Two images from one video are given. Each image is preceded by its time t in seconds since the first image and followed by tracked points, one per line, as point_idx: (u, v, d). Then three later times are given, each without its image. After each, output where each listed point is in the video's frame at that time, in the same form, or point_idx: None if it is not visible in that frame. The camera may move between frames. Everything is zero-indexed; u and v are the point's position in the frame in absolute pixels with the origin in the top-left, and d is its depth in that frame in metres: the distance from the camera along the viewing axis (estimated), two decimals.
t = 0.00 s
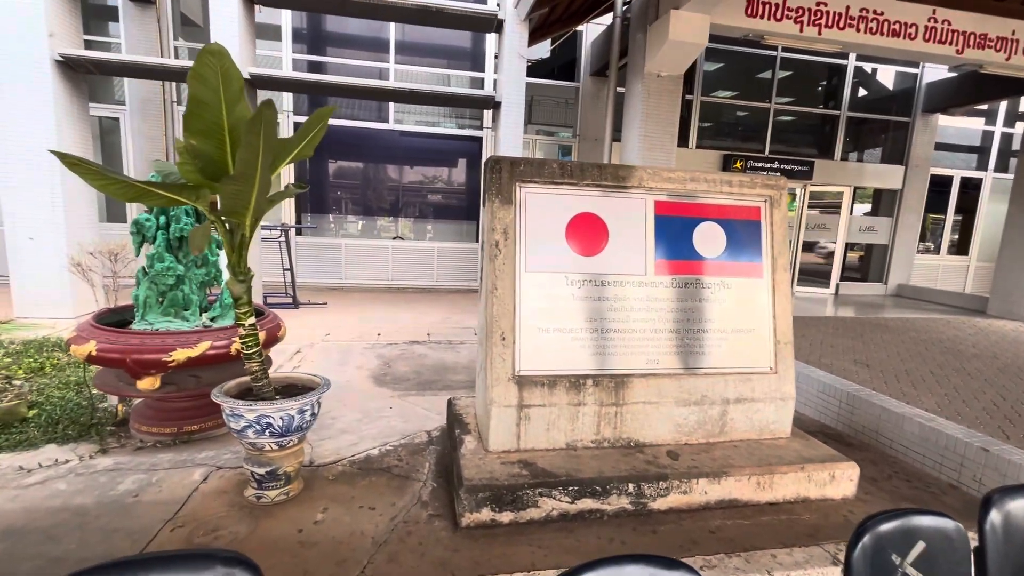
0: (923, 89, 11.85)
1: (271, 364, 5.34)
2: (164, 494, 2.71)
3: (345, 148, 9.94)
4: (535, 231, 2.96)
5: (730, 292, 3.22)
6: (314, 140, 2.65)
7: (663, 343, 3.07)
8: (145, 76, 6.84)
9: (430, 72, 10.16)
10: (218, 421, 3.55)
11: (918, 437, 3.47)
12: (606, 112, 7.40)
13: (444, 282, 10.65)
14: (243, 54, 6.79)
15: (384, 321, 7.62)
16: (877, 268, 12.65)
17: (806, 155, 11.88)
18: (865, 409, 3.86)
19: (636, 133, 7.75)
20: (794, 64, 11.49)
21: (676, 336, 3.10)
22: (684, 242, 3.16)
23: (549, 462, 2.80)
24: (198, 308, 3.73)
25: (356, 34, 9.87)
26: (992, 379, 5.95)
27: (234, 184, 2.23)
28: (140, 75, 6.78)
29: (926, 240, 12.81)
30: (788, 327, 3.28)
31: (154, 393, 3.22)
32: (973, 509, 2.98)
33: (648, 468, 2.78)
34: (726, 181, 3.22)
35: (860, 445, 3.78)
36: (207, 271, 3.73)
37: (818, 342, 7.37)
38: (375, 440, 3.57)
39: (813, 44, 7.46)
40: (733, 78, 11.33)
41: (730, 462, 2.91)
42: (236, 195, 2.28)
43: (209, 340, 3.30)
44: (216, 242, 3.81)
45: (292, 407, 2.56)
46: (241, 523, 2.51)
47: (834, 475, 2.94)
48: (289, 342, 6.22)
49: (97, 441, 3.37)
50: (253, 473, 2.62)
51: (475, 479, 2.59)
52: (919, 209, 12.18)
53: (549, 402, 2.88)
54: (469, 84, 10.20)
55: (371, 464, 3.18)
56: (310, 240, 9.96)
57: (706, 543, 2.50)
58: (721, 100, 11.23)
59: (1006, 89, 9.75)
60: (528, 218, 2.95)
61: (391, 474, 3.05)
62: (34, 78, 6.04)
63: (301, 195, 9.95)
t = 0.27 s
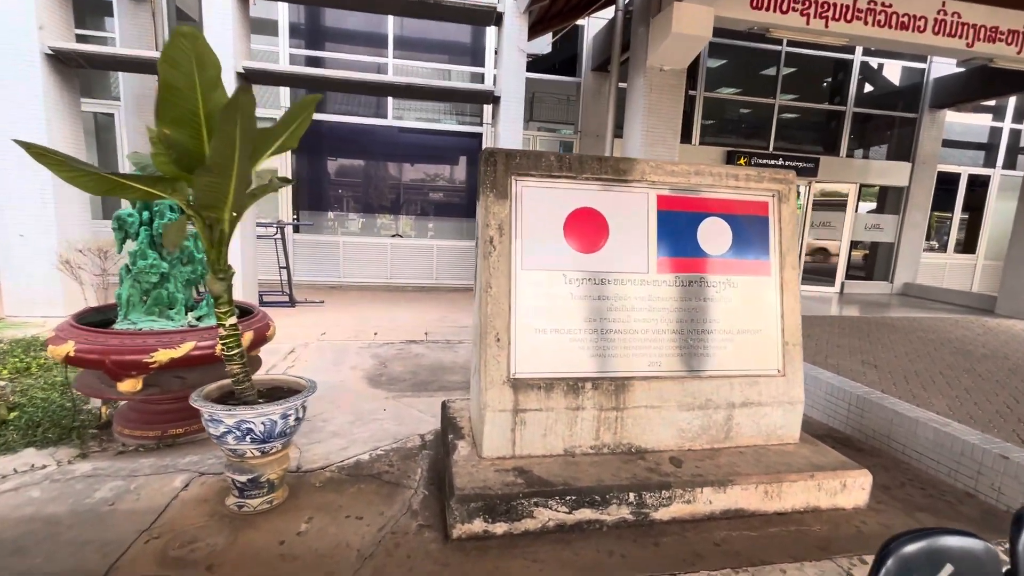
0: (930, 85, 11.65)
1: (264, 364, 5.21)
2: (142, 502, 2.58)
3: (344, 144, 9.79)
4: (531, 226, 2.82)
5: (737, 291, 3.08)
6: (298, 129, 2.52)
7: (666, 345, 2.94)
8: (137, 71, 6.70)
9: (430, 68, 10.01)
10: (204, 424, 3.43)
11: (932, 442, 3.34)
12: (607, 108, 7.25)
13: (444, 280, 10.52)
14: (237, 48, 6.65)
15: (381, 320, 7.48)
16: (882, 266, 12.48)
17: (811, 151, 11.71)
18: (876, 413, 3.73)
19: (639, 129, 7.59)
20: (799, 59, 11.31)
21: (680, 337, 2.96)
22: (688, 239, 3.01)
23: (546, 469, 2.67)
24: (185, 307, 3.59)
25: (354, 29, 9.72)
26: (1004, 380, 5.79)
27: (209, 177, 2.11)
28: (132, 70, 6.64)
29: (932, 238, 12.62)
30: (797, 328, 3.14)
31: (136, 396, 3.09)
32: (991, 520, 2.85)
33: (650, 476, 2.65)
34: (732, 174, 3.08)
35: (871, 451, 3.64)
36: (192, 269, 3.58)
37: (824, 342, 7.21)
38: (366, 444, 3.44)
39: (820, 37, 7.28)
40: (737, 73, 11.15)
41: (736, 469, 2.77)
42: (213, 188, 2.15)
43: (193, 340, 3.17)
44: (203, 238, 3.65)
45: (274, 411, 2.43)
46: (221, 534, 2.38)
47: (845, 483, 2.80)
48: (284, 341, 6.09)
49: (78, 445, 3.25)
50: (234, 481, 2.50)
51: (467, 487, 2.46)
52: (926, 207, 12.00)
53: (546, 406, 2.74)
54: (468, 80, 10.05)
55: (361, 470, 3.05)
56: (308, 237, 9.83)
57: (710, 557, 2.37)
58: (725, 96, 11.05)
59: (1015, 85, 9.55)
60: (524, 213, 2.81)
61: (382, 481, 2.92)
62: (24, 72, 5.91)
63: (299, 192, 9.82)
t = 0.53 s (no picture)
0: (928, 83, 11.53)
1: (245, 370, 5.02)
2: (95, 526, 2.40)
3: (333, 142, 9.58)
4: (515, 229, 2.65)
5: (734, 297, 2.91)
6: (261, 126, 2.37)
7: (659, 354, 2.77)
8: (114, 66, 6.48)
9: (421, 64, 9.80)
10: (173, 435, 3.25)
11: (937, 454, 3.19)
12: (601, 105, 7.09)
13: (436, 281, 10.33)
14: (219, 42, 6.44)
15: (369, 322, 7.29)
16: (880, 266, 12.36)
17: (808, 150, 11.57)
18: (878, 422, 3.58)
19: (634, 126, 7.42)
20: (796, 57, 11.17)
21: (673, 346, 2.80)
22: (682, 241, 2.85)
23: (530, 488, 2.50)
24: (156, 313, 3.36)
25: (343, 24, 9.50)
26: (1006, 385, 5.65)
27: (159, 174, 1.92)
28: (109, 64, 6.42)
29: (930, 238, 12.52)
30: (797, 335, 2.98)
31: (97, 408, 2.93)
32: (1001, 539, 2.70)
33: (641, 496, 2.49)
34: (729, 174, 2.91)
35: (872, 462, 3.49)
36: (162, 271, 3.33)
37: (823, 344, 7.06)
38: (344, 457, 3.26)
39: (818, 33, 7.12)
40: (734, 71, 10.99)
41: (733, 487, 2.61)
42: (164, 186, 1.97)
43: (159, 348, 2.99)
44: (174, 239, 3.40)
45: (237, 429, 2.26)
46: (178, 561, 2.21)
47: (849, 501, 2.64)
48: (267, 345, 5.90)
49: (37, 460, 3.06)
50: (195, 503, 2.33)
51: (445, 509, 2.29)
52: (924, 206, 11.89)
53: (531, 420, 2.58)
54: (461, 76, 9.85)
55: (336, 487, 2.87)
56: (297, 237, 9.63)
57: None
58: (721, 94, 10.89)
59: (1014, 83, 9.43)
60: (508, 214, 2.64)
61: (357, 498, 2.75)
62: None
63: (288, 190, 9.60)
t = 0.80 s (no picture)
0: (928, 81, 11.42)
1: (228, 373, 4.85)
2: (53, 547, 2.25)
3: (324, 139, 9.40)
4: (503, 229, 2.50)
5: (734, 300, 2.78)
6: (233, 116, 2.23)
7: (656, 360, 2.63)
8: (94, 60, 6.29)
9: (414, 60, 9.63)
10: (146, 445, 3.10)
11: (945, 464, 3.07)
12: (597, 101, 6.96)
13: (430, 280, 10.18)
14: (205, 36, 6.26)
15: (361, 324, 7.13)
16: (878, 266, 12.26)
17: (807, 149, 11.45)
18: (882, 429, 3.46)
19: (630, 123, 7.28)
20: (794, 54, 11.04)
21: (670, 352, 2.66)
22: (679, 241, 2.71)
23: (519, 504, 2.36)
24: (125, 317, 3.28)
25: (335, 19, 9.33)
26: (1009, 388, 5.53)
27: (107, 166, 1.81)
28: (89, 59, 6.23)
29: (928, 237, 12.42)
30: (799, 340, 2.85)
31: (62, 417, 2.77)
32: (1013, 554, 2.58)
33: (636, 512, 2.35)
34: (729, 171, 2.77)
35: (876, 471, 3.37)
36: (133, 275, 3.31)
37: (822, 346, 6.94)
38: (326, 467, 3.11)
39: (818, 29, 6.98)
40: (732, 68, 10.86)
41: (733, 501, 2.48)
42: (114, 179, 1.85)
43: (129, 354, 2.85)
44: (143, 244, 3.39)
45: (203, 442, 2.13)
46: None
47: (855, 515, 2.51)
48: (254, 347, 5.74)
49: None
50: (159, 521, 2.20)
51: (427, 528, 2.15)
52: (923, 205, 11.79)
53: (520, 431, 2.43)
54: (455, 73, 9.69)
55: (316, 500, 2.72)
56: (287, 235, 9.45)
57: None
58: (719, 91, 10.76)
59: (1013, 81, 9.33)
60: (495, 213, 2.49)
61: (336, 513, 2.60)
62: None
63: (279, 188, 9.42)
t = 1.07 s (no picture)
0: (934, 76, 11.28)
1: (226, 372, 4.77)
2: (42, 555, 2.18)
3: (324, 135, 9.31)
4: (507, 226, 2.41)
5: (745, 299, 2.69)
6: (225, 108, 2.14)
7: (664, 362, 2.54)
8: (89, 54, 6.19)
9: (415, 55, 9.52)
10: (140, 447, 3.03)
11: (961, 468, 2.99)
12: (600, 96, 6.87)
13: (431, 278, 10.10)
14: (202, 29, 6.17)
15: (361, 322, 7.05)
16: (883, 263, 12.15)
17: (812, 144, 11.33)
18: (895, 431, 3.38)
19: (634, 118, 7.17)
20: (800, 49, 10.91)
21: (680, 353, 2.57)
22: (688, 238, 2.62)
23: (523, 510, 2.28)
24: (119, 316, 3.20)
25: (335, 13, 9.22)
26: (1020, 387, 5.44)
27: (91, 160, 1.73)
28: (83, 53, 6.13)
29: (934, 234, 12.30)
30: (812, 341, 2.76)
31: (54, 419, 2.70)
32: None
33: (644, 519, 2.27)
34: (740, 166, 2.68)
35: (889, 474, 3.29)
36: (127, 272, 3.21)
37: (829, 344, 6.84)
38: (324, 470, 3.03)
39: (825, 22, 6.86)
40: (736, 62, 10.73)
41: (745, 507, 2.40)
42: (99, 174, 1.77)
43: (121, 355, 2.78)
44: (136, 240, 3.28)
45: (195, 448, 2.06)
46: None
47: (870, 523, 2.43)
48: (252, 346, 5.66)
49: None
50: (151, 528, 2.13)
51: (427, 536, 2.07)
52: (929, 202, 11.67)
53: (524, 435, 2.35)
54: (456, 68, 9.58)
55: (313, 505, 2.65)
56: (287, 232, 9.37)
57: None
58: (723, 86, 10.63)
59: (1021, 76, 9.20)
60: (498, 209, 2.41)
61: (335, 519, 2.53)
62: None
63: (278, 185, 9.34)
